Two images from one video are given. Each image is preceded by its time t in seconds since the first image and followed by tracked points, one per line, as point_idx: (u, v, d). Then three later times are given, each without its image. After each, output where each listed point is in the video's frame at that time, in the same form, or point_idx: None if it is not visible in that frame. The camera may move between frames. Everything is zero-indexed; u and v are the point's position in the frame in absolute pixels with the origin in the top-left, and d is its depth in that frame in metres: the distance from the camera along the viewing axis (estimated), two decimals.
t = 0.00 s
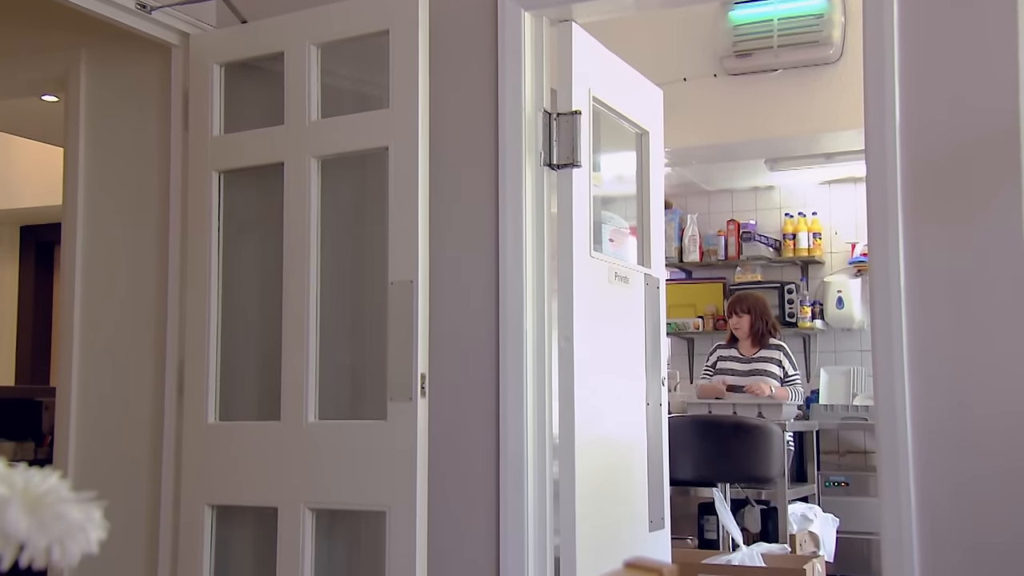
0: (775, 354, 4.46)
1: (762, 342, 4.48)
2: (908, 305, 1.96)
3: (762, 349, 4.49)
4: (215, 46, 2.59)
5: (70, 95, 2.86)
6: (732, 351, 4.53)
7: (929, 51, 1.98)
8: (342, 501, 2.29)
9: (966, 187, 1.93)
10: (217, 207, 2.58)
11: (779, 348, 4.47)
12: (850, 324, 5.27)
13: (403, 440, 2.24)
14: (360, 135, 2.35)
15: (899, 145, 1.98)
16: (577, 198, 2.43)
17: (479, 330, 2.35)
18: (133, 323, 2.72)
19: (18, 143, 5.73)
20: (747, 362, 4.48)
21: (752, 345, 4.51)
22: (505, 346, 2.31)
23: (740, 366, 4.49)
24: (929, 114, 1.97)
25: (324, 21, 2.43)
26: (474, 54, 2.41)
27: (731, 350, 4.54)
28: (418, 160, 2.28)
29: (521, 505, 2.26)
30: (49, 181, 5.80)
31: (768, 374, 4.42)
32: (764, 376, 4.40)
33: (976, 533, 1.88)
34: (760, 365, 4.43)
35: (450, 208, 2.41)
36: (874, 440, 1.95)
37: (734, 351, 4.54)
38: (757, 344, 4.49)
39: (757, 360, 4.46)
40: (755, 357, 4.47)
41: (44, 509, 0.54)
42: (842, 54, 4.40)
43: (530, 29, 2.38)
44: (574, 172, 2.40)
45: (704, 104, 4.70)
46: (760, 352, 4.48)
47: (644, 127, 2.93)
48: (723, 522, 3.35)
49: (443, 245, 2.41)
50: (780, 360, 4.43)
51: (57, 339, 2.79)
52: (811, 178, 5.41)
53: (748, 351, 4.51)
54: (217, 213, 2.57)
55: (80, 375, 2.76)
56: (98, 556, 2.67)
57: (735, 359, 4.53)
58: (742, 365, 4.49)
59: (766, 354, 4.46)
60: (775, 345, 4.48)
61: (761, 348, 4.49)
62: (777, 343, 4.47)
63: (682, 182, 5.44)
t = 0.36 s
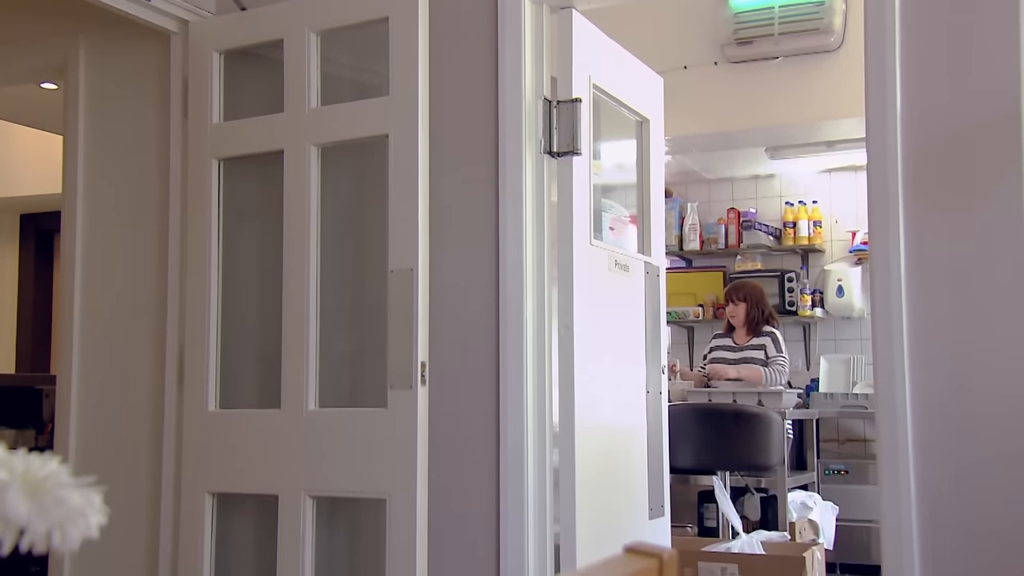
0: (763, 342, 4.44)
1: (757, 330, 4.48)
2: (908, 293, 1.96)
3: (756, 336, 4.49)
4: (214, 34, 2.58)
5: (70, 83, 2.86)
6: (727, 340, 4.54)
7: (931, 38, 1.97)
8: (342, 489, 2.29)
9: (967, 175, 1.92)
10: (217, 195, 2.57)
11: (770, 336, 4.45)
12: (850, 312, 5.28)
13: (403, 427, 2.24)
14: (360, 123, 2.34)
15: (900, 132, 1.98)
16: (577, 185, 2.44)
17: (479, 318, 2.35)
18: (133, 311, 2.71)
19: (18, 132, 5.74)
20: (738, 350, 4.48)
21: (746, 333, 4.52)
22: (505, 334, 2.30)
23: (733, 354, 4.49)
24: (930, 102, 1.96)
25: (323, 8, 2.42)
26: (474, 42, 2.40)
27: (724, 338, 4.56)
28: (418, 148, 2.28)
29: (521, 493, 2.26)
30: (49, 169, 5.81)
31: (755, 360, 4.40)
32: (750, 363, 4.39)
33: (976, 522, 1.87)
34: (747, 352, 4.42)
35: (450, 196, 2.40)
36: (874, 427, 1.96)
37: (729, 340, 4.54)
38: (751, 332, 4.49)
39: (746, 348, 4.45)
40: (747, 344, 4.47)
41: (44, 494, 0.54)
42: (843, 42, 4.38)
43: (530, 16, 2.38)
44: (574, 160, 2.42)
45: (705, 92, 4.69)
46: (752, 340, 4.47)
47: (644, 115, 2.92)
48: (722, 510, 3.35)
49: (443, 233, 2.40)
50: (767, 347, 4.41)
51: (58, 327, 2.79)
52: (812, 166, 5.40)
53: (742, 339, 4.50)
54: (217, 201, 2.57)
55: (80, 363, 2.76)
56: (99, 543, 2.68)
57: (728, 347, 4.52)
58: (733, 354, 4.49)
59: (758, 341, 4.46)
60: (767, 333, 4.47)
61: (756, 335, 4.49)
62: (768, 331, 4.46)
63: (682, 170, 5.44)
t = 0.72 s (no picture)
0: (750, 328, 4.42)
1: (751, 318, 4.48)
2: (909, 281, 1.95)
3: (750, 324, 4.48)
4: (213, 20, 2.57)
5: (68, 70, 2.85)
6: (723, 328, 4.55)
7: (932, 25, 1.96)
8: (343, 476, 2.30)
9: (968, 162, 1.92)
10: (216, 182, 2.57)
11: (756, 321, 4.42)
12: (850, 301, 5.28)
13: (403, 415, 2.25)
14: (359, 110, 2.34)
15: (901, 120, 1.97)
16: (577, 173, 2.44)
17: (479, 305, 2.35)
18: (133, 300, 2.71)
19: (18, 120, 5.74)
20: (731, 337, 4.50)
21: (742, 321, 4.52)
22: (505, 322, 2.30)
23: (726, 342, 4.49)
24: (931, 88, 1.96)
25: None
26: (474, 29, 2.39)
27: (721, 326, 4.57)
28: (417, 134, 2.28)
29: (521, 481, 2.27)
30: (49, 158, 5.82)
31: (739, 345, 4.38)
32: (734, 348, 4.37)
33: (977, 508, 1.87)
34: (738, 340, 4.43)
35: (450, 184, 2.40)
36: (874, 418, 1.95)
37: (724, 328, 4.55)
38: (745, 319, 4.48)
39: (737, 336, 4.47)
40: (738, 332, 4.48)
41: (43, 479, 0.53)
42: (844, 30, 4.37)
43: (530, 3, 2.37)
44: (575, 148, 2.42)
45: (706, 79, 4.68)
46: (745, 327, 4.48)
47: (645, 102, 2.91)
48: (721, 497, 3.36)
49: (443, 222, 2.40)
50: (749, 332, 4.38)
51: (58, 315, 2.79)
52: (812, 154, 5.40)
53: (737, 327, 4.51)
54: (216, 189, 2.56)
55: (80, 350, 2.76)
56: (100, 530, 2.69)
57: (722, 334, 4.54)
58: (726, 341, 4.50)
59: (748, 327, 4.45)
60: (755, 319, 4.44)
61: (749, 323, 4.47)
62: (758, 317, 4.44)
63: (683, 158, 5.44)
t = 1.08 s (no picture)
0: (750, 318, 4.41)
1: (748, 308, 4.46)
2: (909, 270, 1.95)
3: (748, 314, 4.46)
4: (212, 8, 2.56)
5: (67, 58, 2.84)
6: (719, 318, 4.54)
7: (934, 13, 1.96)
8: (343, 464, 2.30)
9: (969, 150, 1.91)
10: (216, 171, 2.56)
11: (757, 312, 4.40)
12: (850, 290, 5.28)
13: (403, 403, 2.25)
14: (359, 98, 2.33)
15: (902, 108, 1.97)
16: (577, 162, 2.44)
17: (479, 292, 2.35)
18: (133, 289, 2.71)
19: (18, 108, 5.74)
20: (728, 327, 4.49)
21: (738, 311, 4.50)
22: (505, 311, 2.30)
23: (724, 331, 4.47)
24: (932, 77, 1.95)
25: None
26: (474, 17, 2.38)
27: (718, 316, 4.57)
28: (417, 122, 2.27)
29: (521, 470, 2.27)
30: (48, 146, 5.81)
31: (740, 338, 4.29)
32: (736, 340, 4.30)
33: (977, 496, 1.87)
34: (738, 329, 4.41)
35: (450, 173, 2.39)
36: (874, 406, 1.95)
37: (721, 318, 4.55)
38: (742, 309, 4.47)
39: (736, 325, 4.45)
40: (736, 322, 4.46)
41: (43, 465, 0.53)
42: (844, 18, 4.36)
43: None
44: (575, 137, 2.42)
45: (706, 68, 4.67)
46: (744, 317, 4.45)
47: (646, 91, 2.91)
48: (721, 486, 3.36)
49: (443, 211, 2.40)
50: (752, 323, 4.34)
51: (58, 303, 2.79)
52: (812, 143, 5.39)
53: (733, 317, 4.50)
54: (215, 179, 2.55)
55: (80, 338, 2.76)
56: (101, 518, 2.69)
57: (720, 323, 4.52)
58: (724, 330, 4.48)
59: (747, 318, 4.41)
60: (755, 310, 4.43)
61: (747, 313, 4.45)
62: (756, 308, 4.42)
63: (683, 147, 5.43)
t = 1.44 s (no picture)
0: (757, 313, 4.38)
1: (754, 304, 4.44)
2: (909, 262, 1.95)
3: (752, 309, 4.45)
4: None
5: (66, 50, 2.81)
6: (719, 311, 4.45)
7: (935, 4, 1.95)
8: (343, 456, 2.30)
9: (969, 142, 1.91)
10: (216, 163, 2.56)
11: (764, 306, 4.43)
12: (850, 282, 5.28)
13: (403, 395, 2.25)
14: (359, 90, 2.33)
15: (902, 100, 1.96)
16: (577, 153, 2.44)
17: (479, 284, 2.34)
18: (133, 282, 2.71)
19: (17, 100, 5.74)
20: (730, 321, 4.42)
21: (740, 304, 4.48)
22: (505, 302, 2.30)
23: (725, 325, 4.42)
24: (933, 69, 1.95)
25: None
26: (474, 8, 2.38)
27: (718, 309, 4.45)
28: (417, 114, 2.27)
29: (521, 461, 2.27)
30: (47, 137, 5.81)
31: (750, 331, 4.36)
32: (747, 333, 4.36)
33: (976, 486, 1.87)
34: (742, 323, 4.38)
35: (449, 165, 2.39)
36: (874, 399, 1.95)
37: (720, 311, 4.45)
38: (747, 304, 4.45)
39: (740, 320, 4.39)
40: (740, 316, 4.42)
41: (43, 456, 0.53)
42: (845, 11, 4.34)
43: None
44: (575, 129, 2.43)
45: (707, 60, 4.66)
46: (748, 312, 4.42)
47: (646, 83, 2.90)
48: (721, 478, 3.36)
49: (442, 202, 2.39)
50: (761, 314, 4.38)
51: (58, 297, 2.77)
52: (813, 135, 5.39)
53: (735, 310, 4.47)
54: (215, 171, 2.55)
55: (80, 332, 2.75)
56: (101, 510, 2.69)
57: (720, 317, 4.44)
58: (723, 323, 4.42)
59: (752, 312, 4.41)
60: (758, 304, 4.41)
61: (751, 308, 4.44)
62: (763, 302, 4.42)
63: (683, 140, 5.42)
